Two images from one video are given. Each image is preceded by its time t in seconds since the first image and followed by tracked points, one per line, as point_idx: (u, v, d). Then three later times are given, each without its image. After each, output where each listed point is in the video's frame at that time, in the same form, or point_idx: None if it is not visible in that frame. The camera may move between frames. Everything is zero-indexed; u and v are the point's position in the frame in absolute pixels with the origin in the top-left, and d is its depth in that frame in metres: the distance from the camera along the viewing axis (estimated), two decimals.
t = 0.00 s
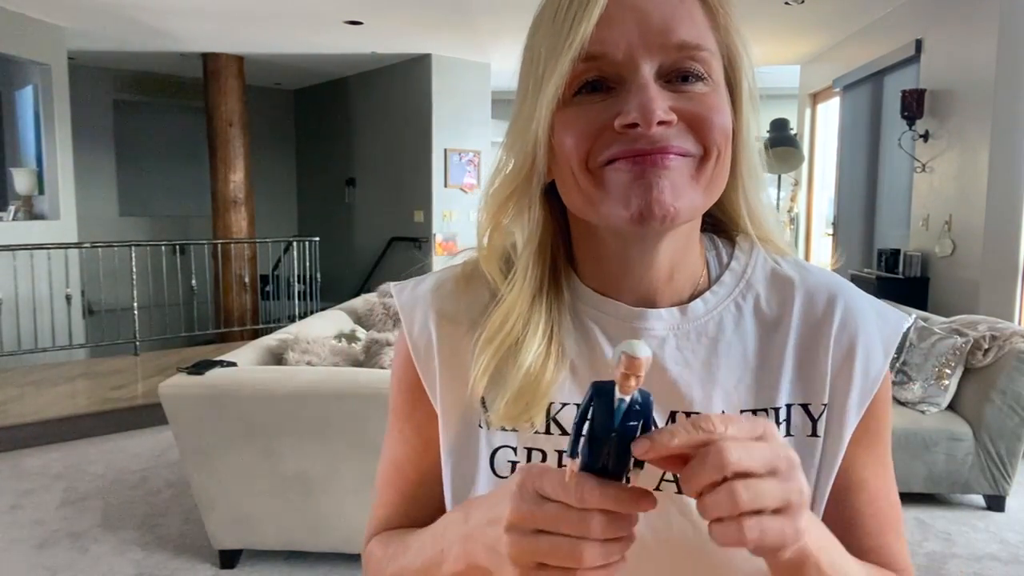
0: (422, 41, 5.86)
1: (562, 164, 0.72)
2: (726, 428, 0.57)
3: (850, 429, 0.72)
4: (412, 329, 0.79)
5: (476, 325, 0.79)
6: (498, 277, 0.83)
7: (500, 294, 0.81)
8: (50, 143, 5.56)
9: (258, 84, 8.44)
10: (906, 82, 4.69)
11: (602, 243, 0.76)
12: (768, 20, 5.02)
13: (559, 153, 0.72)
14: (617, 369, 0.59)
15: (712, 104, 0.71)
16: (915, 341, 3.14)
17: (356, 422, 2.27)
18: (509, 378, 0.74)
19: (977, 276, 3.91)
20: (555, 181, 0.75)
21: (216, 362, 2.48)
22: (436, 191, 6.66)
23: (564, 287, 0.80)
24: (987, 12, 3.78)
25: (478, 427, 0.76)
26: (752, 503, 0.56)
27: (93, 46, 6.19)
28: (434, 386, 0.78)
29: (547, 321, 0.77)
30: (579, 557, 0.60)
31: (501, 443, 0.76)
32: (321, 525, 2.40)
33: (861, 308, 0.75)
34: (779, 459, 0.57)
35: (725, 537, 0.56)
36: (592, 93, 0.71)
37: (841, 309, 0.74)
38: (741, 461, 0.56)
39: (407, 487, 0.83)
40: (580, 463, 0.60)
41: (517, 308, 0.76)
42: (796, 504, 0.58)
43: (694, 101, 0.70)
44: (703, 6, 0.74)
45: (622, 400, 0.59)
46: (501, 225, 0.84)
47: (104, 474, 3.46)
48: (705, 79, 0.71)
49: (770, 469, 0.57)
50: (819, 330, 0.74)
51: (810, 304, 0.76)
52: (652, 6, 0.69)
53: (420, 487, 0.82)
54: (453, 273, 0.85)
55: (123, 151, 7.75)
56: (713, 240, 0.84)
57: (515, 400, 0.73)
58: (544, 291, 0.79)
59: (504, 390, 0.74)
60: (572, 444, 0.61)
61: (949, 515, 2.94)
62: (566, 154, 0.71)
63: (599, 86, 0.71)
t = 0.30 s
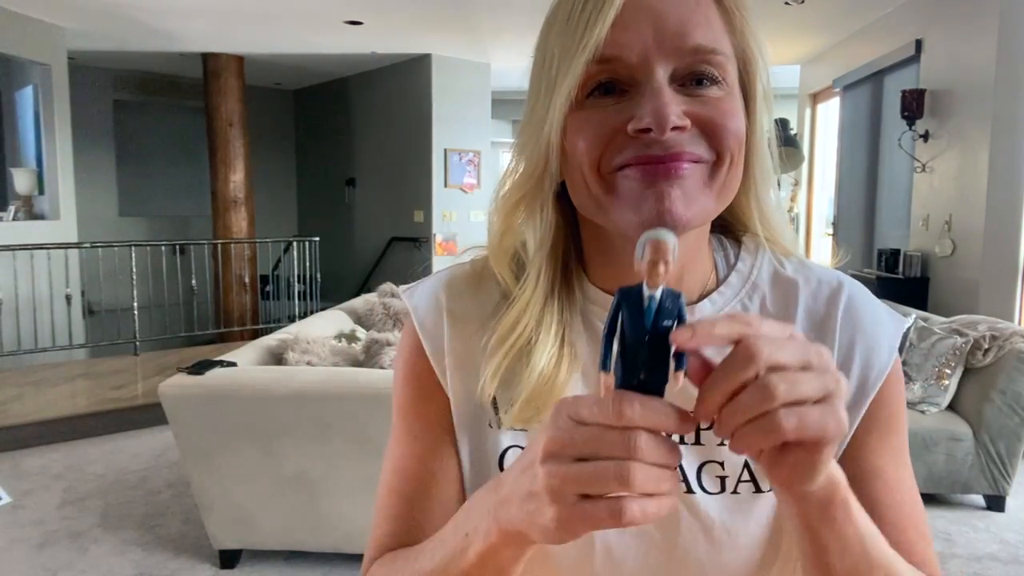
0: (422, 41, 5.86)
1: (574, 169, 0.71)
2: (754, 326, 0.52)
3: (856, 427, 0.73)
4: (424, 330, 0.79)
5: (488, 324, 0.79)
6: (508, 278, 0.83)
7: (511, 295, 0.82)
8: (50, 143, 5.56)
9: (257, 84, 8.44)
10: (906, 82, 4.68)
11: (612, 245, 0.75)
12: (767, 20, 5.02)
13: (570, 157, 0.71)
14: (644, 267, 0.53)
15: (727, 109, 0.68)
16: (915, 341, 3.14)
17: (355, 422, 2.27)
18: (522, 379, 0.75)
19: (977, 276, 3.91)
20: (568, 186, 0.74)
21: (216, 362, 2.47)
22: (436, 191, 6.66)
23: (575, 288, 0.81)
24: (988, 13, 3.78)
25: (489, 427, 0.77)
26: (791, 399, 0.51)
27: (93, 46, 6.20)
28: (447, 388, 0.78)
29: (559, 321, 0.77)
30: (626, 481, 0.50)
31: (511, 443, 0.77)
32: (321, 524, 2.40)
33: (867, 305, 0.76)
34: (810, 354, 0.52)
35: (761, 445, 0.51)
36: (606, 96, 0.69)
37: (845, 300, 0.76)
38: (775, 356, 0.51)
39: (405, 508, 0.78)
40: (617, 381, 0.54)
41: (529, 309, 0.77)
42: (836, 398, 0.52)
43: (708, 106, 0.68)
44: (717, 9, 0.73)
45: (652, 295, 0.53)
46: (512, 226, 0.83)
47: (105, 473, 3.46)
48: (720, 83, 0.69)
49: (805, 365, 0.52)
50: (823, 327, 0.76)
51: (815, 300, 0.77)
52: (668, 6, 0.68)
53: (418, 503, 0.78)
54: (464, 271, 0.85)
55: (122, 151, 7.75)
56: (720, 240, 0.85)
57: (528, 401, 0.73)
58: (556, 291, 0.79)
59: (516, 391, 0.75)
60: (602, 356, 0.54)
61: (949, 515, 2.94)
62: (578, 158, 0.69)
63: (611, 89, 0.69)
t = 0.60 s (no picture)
0: (422, 41, 5.86)
1: (582, 166, 0.71)
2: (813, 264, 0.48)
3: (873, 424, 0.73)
4: (434, 336, 0.76)
5: (498, 329, 0.79)
6: (516, 279, 0.82)
7: (518, 298, 0.81)
8: (50, 143, 5.56)
9: (258, 84, 8.45)
10: (906, 82, 4.68)
11: (621, 249, 0.75)
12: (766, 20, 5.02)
13: (579, 156, 0.70)
14: (670, 203, 0.49)
15: (741, 103, 0.68)
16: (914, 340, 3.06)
17: (356, 422, 2.27)
18: (536, 389, 0.75)
19: (977, 276, 3.91)
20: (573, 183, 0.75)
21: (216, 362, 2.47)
22: (436, 191, 6.66)
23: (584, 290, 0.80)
24: (988, 13, 3.78)
25: (503, 437, 0.76)
26: (850, 354, 0.47)
27: (92, 46, 6.20)
28: (458, 399, 0.76)
29: (571, 327, 0.78)
30: (648, 469, 0.45)
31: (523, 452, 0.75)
32: (321, 524, 2.40)
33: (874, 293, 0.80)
34: (880, 301, 0.48)
35: (801, 404, 0.47)
36: (612, 91, 0.69)
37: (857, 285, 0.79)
38: (841, 301, 0.47)
39: (394, 533, 0.72)
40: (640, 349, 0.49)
41: (539, 314, 0.76)
42: (906, 358, 0.48)
43: (721, 100, 0.67)
44: None
45: (679, 240, 0.47)
46: (517, 225, 0.83)
47: (104, 474, 3.46)
48: (734, 76, 0.69)
49: (870, 314, 0.48)
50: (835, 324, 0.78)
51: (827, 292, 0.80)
52: None
53: (413, 527, 0.72)
54: (468, 271, 0.84)
55: (122, 151, 7.75)
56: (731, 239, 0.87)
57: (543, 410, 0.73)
58: (566, 295, 0.79)
59: (531, 400, 0.75)
60: (618, 316, 0.50)
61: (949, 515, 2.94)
62: (586, 155, 0.69)
63: (618, 82, 0.69)
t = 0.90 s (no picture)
0: (422, 40, 5.86)
1: (584, 162, 0.71)
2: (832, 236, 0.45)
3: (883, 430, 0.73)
4: (435, 342, 0.76)
5: (499, 333, 0.78)
6: (516, 280, 0.82)
7: (518, 300, 0.81)
8: (50, 143, 5.56)
9: (258, 84, 8.45)
10: (907, 82, 4.68)
11: (625, 248, 0.76)
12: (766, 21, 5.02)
13: (580, 151, 0.71)
14: (679, 174, 0.48)
15: (753, 94, 0.67)
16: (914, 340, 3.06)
17: (356, 422, 2.27)
18: (540, 394, 0.75)
19: (977, 276, 3.91)
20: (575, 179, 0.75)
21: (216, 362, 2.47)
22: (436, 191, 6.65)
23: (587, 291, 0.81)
24: (987, 13, 3.78)
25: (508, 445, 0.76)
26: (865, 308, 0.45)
27: (91, 46, 6.20)
28: (461, 405, 0.75)
29: (574, 331, 0.78)
30: (674, 466, 0.44)
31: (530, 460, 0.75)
32: (321, 524, 2.40)
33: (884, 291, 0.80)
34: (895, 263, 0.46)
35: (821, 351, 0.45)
36: (614, 82, 0.69)
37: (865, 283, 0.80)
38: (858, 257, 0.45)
39: (397, 550, 0.71)
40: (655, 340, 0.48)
41: (540, 318, 0.77)
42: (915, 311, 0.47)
43: (732, 89, 0.66)
44: None
45: (691, 216, 0.46)
46: (517, 225, 0.84)
47: (105, 474, 3.46)
48: (744, 65, 0.68)
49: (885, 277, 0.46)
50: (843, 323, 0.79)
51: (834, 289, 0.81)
52: None
53: (415, 544, 0.71)
54: (467, 272, 0.84)
55: (122, 151, 7.74)
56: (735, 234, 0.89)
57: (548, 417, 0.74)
58: (568, 297, 0.79)
59: (536, 404, 0.75)
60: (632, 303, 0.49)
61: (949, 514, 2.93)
62: (589, 150, 0.69)
63: (623, 72, 0.69)
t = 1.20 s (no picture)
0: (422, 40, 5.86)
1: (576, 157, 0.71)
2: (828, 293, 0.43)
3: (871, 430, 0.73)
4: (421, 344, 0.76)
5: (484, 334, 0.78)
6: (502, 277, 0.83)
7: (505, 300, 0.81)
8: (50, 143, 5.56)
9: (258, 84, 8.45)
10: (907, 82, 4.67)
11: (617, 243, 0.76)
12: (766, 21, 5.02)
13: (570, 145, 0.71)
14: (701, 207, 0.45)
15: (750, 86, 0.67)
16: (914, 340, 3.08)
17: (357, 422, 2.27)
18: (530, 395, 0.75)
19: (977, 276, 3.91)
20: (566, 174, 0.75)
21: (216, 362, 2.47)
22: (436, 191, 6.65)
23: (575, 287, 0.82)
24: (988, 13, 3.78)
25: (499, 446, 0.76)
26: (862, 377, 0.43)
27: (91, 46, 6.20)
28: (450, 408, 0.75)
29: (564, 329, 0.78)
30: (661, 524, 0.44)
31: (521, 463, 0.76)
32: (321, 525, 2.40)
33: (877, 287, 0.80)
34: (886, 348, 0.45)
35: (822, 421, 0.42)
36: (609, 74, 0.69)
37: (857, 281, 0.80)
38: (849, 343, 0.42)
39: (385, 557, 0.72)
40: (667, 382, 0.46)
41: (529, 316, 0.77)
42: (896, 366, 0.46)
43: (730, 83, 0.66)
44: None
45: (712, 251, 0.44)
46: (505, 220, 0.84)
47: (105, 473, 3.47)
48: (742, 56, 0.68)
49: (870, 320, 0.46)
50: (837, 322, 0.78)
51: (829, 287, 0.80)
52: None
53: (405, 555, 0.72)
54: (452, 270, 0.84)
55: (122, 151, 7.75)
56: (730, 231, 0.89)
57: (538, 419, 0.74)
58: (557, 293, 0.80)
59: (526, 405, 0.75)
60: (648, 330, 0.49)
61: (949, 515, 2.93)
62: (582, 145, 0.69)
63: (617, 62, 0.68)
